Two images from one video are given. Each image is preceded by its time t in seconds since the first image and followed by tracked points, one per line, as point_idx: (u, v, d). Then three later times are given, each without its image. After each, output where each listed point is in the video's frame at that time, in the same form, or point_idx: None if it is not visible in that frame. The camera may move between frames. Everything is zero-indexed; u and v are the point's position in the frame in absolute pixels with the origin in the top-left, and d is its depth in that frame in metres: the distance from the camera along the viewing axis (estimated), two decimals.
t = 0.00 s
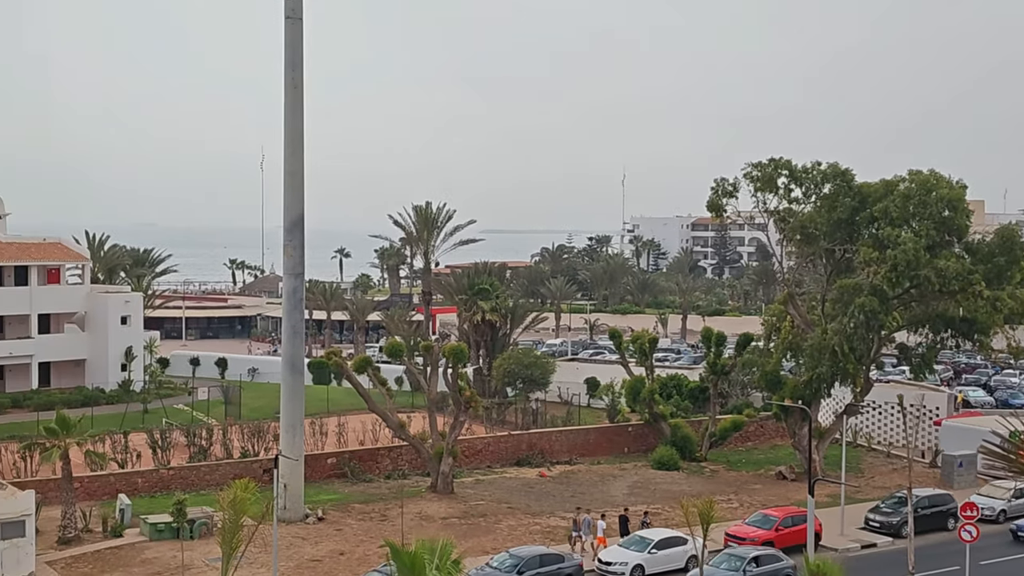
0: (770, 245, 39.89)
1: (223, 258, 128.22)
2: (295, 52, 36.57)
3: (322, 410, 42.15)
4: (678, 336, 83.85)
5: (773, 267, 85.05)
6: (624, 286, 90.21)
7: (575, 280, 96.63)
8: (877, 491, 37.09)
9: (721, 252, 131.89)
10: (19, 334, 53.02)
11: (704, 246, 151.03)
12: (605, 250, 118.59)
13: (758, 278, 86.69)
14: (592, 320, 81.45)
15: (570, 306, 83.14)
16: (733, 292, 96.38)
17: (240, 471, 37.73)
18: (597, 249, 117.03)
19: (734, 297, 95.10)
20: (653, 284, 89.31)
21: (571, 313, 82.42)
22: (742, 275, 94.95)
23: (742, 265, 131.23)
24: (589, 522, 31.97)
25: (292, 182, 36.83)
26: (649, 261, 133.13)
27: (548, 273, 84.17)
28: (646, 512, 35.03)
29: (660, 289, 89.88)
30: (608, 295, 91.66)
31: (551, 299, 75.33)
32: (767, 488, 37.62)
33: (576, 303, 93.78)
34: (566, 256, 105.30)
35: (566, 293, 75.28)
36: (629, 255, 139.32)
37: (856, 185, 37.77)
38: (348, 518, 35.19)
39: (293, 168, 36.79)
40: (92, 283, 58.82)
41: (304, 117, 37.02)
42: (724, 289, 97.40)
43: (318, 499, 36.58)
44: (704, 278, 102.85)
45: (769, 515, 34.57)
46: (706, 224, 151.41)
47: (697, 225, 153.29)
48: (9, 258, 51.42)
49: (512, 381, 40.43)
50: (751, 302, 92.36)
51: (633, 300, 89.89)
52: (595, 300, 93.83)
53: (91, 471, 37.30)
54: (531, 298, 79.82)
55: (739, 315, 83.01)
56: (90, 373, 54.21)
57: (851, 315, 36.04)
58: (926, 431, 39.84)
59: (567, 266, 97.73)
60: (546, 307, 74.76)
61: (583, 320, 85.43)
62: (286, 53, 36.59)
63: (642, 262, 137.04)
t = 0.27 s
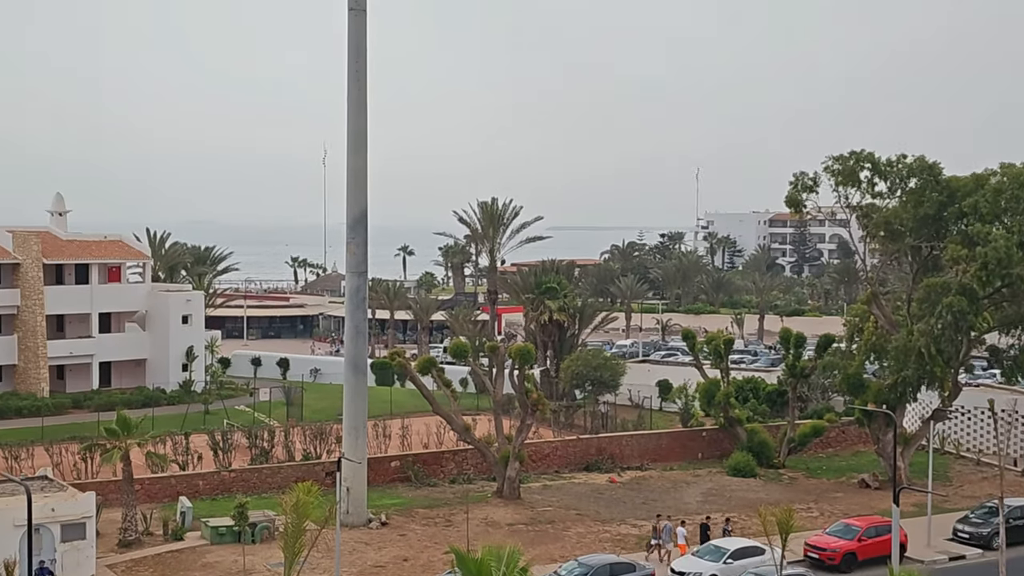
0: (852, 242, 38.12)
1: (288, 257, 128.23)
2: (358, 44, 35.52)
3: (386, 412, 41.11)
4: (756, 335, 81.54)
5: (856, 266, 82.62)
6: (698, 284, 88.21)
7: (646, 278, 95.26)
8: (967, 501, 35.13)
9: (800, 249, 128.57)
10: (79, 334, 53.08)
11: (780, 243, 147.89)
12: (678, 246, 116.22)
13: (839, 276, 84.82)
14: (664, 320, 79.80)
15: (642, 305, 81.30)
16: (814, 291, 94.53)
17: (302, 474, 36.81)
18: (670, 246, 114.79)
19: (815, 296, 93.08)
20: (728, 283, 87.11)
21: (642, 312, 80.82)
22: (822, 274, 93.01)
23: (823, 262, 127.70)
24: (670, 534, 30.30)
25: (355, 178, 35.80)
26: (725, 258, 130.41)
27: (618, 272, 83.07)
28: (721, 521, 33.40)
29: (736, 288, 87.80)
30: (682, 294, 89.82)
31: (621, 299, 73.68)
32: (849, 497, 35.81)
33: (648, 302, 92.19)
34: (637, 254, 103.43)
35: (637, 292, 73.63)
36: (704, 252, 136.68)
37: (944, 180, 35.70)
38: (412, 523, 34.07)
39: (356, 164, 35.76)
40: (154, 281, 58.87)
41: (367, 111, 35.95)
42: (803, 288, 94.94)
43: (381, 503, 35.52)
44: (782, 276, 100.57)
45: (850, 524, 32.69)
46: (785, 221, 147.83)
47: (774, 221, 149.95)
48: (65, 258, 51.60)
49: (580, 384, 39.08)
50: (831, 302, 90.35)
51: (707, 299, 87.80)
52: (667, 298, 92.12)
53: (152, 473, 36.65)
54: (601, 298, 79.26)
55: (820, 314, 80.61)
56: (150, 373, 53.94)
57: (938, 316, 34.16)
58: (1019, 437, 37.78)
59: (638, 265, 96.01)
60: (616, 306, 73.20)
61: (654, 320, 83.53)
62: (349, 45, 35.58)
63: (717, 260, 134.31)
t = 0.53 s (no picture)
0: (942, 237, 35.22)
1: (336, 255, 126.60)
2: (411, 28, 33.33)
3: (439, 419, 38.85)
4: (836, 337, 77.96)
5: (947, 263, 80.01)
6: (775, 283, 84.61)
7: (718, 276, 92.16)
8: None
9: (885, 246, 123.10)
10: (119, 336, 51.35)
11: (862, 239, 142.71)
12: (751, 242, 112.36)
13: (930, 273, 81.42)
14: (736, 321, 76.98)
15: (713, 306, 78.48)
16: (899, 291, 90.73)
17: (351, 485, 34.65)
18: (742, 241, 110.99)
19: (902, 295, 89.28)
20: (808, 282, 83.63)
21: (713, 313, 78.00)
22: (910, 272, 89.24)
23: (909, 259, 122.28)
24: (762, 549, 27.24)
25: (407, 171, 33.54)
26: (803, 253, 126.05)
27: (688, 269, 80.32)
28: (800, 537, 30.61)
29: (816, 287, 84.12)
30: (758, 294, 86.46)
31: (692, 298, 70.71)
32: (939, 513, 32.87)
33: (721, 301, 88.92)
34: (709, 250, 100.09)
35: (708, 292, 70.54)
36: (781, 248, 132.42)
37: None
38: (467, 537, 31.74)
39: (408, 156, 33.48)
40: (195, 280, 57.73)
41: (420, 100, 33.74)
42: (887, 287, 91.01)
43: (434, 516, 33.24)
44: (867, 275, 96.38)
45: (941, 542, 29.37)
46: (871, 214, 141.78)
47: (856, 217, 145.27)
48: (103, 255, 50.11)
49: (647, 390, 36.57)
50: (920, 302, 86.35)
51: (784, 298, 84.35)
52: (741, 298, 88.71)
53: (194, 482, 34.72)
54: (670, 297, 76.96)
55: (907, 315, 76.69)
56: (192, 376, 52.27)
57: None
58: None
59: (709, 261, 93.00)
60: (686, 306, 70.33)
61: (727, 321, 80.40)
62: (401, 30, 33.40)
63: (796, 255, 129.77)
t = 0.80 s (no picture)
0: (997, 235, 33.79)
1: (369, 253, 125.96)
2: (446, 19, 32.32)
3: (475, 422, 37.80)
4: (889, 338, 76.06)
5: (1005, 262, 79.64)
6: (823, 282, 83.22)
7: (765, 274, 90.87)
8: None
9: (938, 242, 120.79)
10: (146, 335, 50.86)
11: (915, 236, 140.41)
12: (797, 240, 110.40)
13: (989, 272, 80.46)
14: (781, 322, 75.99)
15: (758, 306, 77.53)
16: (955, 290, 89.23)
17: (384, 489, 33.66)
18: (790, 239, 109.02)
19: (957, 294, 87.69)
20: (858, 281, 82.10)
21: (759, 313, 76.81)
22: (966, 272, 87.69)
23: (962, 258, 119.90)
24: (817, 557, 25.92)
25: (443, 166, 32.36)
26: (855, 251, 123.57)
27: (732, 267, 79.34)
28: (848, 545, 29.29)
29: (866, 287, 82.53)
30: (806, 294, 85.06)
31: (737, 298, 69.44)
32: (994, 521, 31.40)
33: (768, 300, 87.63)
34: (754, 247, 98.37)
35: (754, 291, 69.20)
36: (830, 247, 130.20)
37: None
38: (504, 544, 30.66)
39: (443, 151, 32.30)
40: (225, 278, 57.08)
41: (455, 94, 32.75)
42: (941, 286, 89.26)
43: (470, 522, 32.20)
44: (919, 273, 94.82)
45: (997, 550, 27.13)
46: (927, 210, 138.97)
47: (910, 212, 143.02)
48: (130, 254, 49.60)
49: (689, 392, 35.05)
50: (976, 302, 84.49)
51: (833, 298, 82.59)
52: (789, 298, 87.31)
53: (223, 486, 33.90)
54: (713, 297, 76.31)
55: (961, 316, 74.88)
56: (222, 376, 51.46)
57: None
58: None
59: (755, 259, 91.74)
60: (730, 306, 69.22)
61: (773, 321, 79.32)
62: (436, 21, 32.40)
63: (846, 253, 127.40)
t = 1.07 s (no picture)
0: None
1: (377, 249, 122.97)
2: None
3: (490, 433, 34.97)
4: (942, 341, 72.97)
5: None
6: (872, 279, 79.69)
7: (808, 272, 87.39)
8: None
9: (1001, 237, 115.08)
10: (134, 339, 48.31)
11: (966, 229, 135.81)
12: (844, 232, 106.40)
13: None
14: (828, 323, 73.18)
15: (801, 307, 74.72)
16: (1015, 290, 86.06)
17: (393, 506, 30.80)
18: (835, 233, 105.29)
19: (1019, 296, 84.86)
20: (911, 278, 78.68)
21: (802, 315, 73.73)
22: None
23: None
24: None
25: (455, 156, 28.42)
26: (904, 247, 119.58)
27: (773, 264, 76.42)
28: (900, 568, 26.22)
29: (918, 285, 79.12)
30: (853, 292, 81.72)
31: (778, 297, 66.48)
32: None
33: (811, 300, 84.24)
34: (795, 241, 94.49)
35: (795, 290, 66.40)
36: (878, 242, 126.28)
37: None
38: (523, 567, 27.57)
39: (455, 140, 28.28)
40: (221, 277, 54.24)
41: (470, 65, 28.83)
42: (1000, 284, 85.71)
43: (485, 542, 29.27)
44: (976, 270, 91.22)
45: None
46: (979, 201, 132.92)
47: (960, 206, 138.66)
48: (115, 250, 47.05)
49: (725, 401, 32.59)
50: None
51: (883, 297, 79.38)
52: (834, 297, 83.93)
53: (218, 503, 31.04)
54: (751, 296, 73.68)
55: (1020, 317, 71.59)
56: (218, 383, 48.77)
57: None
58: None
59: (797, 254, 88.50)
60: (770, 306, 66.47)
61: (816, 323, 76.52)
62: None
63: (895, 249, 123.24)
